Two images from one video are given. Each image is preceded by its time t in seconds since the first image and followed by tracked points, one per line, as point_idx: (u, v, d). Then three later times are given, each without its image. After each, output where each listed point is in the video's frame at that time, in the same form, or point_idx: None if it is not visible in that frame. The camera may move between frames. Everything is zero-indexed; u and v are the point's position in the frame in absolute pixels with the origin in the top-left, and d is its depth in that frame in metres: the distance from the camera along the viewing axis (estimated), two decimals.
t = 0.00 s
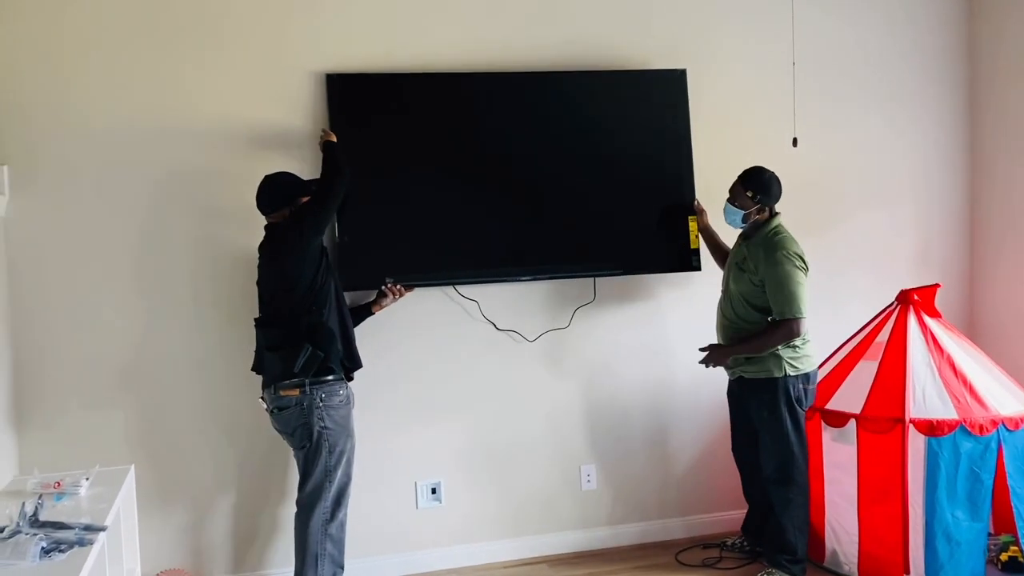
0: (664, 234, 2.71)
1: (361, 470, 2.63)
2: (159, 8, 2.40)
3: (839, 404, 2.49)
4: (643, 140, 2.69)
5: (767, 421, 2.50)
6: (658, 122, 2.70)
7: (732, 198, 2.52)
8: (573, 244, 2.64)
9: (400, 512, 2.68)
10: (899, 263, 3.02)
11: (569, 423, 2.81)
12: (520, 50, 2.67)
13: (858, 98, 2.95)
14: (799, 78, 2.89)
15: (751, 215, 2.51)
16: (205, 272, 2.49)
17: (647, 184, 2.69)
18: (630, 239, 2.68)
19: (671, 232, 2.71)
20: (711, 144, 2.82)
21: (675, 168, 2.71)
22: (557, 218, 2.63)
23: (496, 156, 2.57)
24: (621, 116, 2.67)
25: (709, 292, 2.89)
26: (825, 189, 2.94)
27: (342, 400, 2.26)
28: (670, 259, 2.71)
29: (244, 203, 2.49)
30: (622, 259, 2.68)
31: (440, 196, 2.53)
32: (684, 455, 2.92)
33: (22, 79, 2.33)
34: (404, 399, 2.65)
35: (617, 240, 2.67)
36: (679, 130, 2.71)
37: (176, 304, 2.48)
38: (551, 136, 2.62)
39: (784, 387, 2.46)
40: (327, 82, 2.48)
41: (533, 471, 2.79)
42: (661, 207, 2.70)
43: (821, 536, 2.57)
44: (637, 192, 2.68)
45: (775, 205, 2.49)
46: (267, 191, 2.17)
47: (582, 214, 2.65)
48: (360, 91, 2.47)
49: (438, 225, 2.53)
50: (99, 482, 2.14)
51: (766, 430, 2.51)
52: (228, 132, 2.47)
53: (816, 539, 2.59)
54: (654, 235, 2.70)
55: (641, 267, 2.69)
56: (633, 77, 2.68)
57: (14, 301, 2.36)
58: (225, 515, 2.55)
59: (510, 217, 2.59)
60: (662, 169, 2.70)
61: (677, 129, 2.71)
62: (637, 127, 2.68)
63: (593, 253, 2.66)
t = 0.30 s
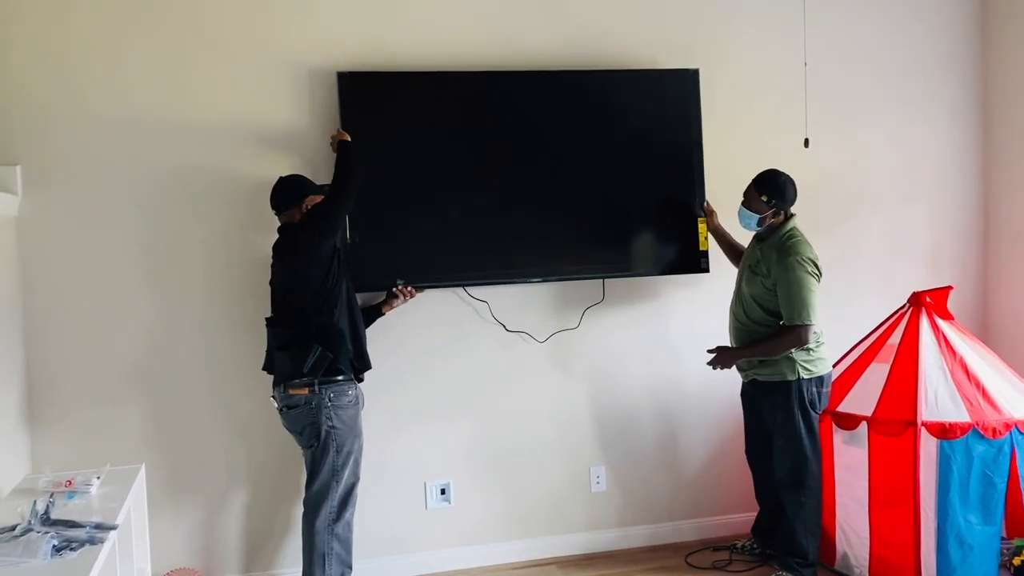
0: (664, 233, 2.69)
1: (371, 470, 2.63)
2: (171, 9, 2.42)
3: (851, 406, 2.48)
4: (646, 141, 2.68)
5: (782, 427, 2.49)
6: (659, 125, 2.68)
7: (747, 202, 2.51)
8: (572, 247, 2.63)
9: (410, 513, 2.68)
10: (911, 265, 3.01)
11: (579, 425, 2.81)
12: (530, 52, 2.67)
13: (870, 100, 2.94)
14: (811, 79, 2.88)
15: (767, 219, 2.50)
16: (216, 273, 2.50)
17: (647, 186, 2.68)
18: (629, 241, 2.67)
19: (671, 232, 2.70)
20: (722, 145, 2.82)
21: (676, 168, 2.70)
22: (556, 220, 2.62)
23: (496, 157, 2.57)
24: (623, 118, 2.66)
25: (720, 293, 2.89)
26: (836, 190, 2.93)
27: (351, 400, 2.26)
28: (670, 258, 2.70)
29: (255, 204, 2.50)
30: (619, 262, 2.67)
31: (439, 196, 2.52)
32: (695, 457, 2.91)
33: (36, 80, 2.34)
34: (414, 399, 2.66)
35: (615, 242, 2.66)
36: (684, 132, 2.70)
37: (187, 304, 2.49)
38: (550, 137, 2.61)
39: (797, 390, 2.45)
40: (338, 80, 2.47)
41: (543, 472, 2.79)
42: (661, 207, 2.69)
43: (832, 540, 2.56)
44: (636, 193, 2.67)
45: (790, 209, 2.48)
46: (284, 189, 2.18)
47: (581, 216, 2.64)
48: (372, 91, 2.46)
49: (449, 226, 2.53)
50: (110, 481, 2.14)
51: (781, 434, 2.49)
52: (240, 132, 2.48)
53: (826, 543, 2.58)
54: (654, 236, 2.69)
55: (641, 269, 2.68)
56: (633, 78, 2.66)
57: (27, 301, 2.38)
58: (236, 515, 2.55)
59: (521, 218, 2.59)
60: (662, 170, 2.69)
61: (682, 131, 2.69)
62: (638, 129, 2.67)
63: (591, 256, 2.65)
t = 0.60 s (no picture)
0: (629, 148, 2.63)
1: (379, 472, 2.64)
2: (182, 12, 2.43)
3: (861, 409, 2.47)
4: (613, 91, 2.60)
5: (788, 428, 2.50)
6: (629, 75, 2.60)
7: (760, 205, 2.50)
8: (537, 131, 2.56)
9: (420, 515, 2.68)
10: (921, 267, 3.00)
11: (588, 428, 2.80)
12: (539, 54, 2.67)
13: (881, 101, 2.93)
14: (821, 81, 2.87)
15: (780, 222, 2.48)
16: (226, 275, 2.51)
17: (614, 122, 2.61)
18: (595, 166, 2.62)
19: (637, 163, 2.64)
20: (731, 147, 2.81)
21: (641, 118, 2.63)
22: (521, 142, 2.55)
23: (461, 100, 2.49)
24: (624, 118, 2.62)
25: (730, 295, 2.88)
26: (846, 192, 2.92)
27: (361, 403, 2.27)
28: (637, 216, 2.66)
29: (266, 207, 2.51)
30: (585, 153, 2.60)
31: (402, 140, 2.46)
32: (703, 460, 2.91)
33: (48, 83, 2.36)
34: (422, 402, 2.66)
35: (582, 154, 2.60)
36: (654, 82, 2.62)
37: (198, 306, 2.50)
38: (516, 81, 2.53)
39: (804, 392, 2.46)
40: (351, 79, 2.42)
41: (551, 475, 2.79)
42: (629, 133, 2.62)
43: (842, 544, 2.54)
44: (603, 130, 2.61)
45: (802, 213, 2.47)
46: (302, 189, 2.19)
47: (548, 138, 2.57)
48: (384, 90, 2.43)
49: (458, 229, 2.53)
50: (120, 482, 2.15)
51: (787, 435, 2.50)
52: (249, 135, 2.49)
53: (837, 547, 2.56)
54: (620, 151, 2.63)
55: (608, 185, 2.63)
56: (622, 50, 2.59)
57: (38, 303, 2.39)
58: (245, 517, 2.56)
59: (529, 222, 2.59)
60: (630, 117, 2.62)
61: (670, 133, 2.65)
62: (615, 118, 2.61)
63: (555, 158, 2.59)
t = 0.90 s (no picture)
0: (636, 119, 2.59)
1: (386, 473, 2.64)
2: (190, 14, 2.43)
3: (869, 410, 2.46)
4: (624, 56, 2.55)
5: (793, 428, 2.50)
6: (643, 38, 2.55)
7: (766, 205, 2.51)
8: (547, 105, 2.53)
9: (426, 517, 2.69)
10: (929, 267, 2.99)
11: (595, 430, 2.80)
12: (546, 55, 2.67)
13: (888, 101, 2.92)
14: (828, 81, 2.86)
15: (786, 222, 2.49)
16: (233, 276, 2.51)
17: (623, 86, 2.56)
18: (600, 136, 2.58)
19: (643, 131, 2.60)
20: (739, 147, 2.80)
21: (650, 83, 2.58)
22: (528, 143, 2.53)
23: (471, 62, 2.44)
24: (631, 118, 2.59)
25: (737, 296, 2.87)
26: (854, 193, 2.91)
27: (370, 405, 2.27)
28: (639, 170, 2.63)
29: (272, 208, 2.52)
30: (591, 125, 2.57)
31: (410, 99, 2.41)
32: (711, 461, 2.90)
33: (56, 84, 2.36)
34: (429, 404, 2.66)
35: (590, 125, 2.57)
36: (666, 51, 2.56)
37: (205, 307, 2.50)
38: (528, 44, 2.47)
39: (810, 392, 2.47)
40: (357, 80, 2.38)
41: (558, 475, 2.78)
42: (637, 104, 2.58)
43: (850, 546, 2.54)
44: (611, 95, 2.56)
45: (809, 212, 2.47)
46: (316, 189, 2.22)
47: (556, 107, 2.53)
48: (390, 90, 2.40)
49: (465, 230, 2.53)
50: (127, 483, 2.16)
51: (792, 435, 2.51)
52: (256, 136, 2.49)
53: (844, 549, 2.56)
54: (627, 118, 2.59)
55: (612, 156, 2.60)
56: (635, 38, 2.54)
57: (46, 304, 2.40)
58: (252, 517, 2.57)
59: (536, 222, 2.58)
60: (640, 80, 2.57)
61: (673, 133, 2.62)
62: (619, 118, 2.58)
63: (562, 129, 2.55)
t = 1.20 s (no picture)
0: (637, 129, 2.60)
1: (390, 474, 2.64)
2: (194, 16, 2.44)
3: (873, 410, 2.46)
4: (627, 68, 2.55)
5: (797, 428, 2.51)
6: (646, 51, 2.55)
7: (768, 203, 2.52)
8: (550, 112, 2.53)
9: (430, 517, 2.69)
10: (933, 268, 2.99)
11: (599, 430, 2.80)
12: (550, 55, 2.67)
13: (892, 101, 2.91)
14: (831, 81, 2.86)
15: (787, 219, 2.48)
16: (237, 277, 2.52)
17: (625, 96, 2.57)
18: (600, 147, 2.58)
19: (646, 134, 2.61)
20: (742, 147, 2.80)
21: (652, 94, 2.58)
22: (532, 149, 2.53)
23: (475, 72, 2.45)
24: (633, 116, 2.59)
25: (741, 296, 2.87)
26: (857, 193, 2.91)
27: (375, 405, 2.27)
28: (644, 176, 2.63)
29: (276, 208, 2.52)
30: (592, 137, 2.57)
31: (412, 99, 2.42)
32: (715, 462, 2.90)
33: (60, 87, 2.37)
34: (433, 405, 2.66)
35: (590, 136, 2.57)
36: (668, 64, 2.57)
37: (209, 308, 2.51)
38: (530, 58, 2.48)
39: (813, 392, 2.47)
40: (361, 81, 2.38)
41: (562, 476, 2.78)
42: (639, 114, 2.59)
43: (854, 546, 2.53)
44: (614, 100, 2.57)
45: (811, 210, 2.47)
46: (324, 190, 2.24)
47: (558, 119, 2.53)
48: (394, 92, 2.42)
49: (469, 231, 2.53)
50: (131, 483, 2.16)
51: (795, 435, 2.52)
52: (260, 137, 2.50)
53: (848, 550, 2.55)
54: (628, 130, 2.59)
55: (614, 162, 2.60)
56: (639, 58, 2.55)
57: (51, 305, 2.40)
58: (256, 518, 2.57)
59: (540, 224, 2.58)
60: (642, 91, 2.58)
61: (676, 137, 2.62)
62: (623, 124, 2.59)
63: (563, 140, 2.55)
